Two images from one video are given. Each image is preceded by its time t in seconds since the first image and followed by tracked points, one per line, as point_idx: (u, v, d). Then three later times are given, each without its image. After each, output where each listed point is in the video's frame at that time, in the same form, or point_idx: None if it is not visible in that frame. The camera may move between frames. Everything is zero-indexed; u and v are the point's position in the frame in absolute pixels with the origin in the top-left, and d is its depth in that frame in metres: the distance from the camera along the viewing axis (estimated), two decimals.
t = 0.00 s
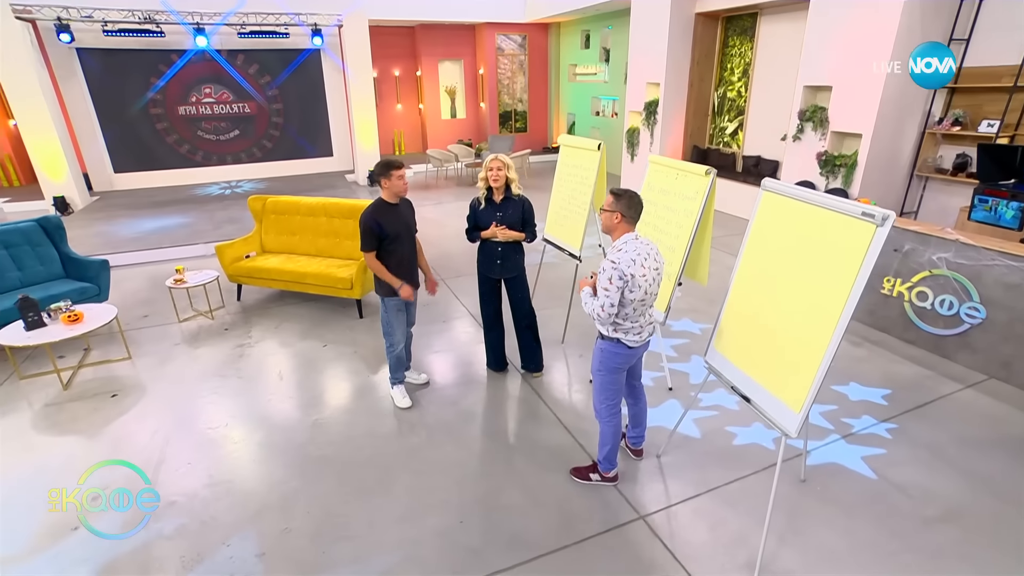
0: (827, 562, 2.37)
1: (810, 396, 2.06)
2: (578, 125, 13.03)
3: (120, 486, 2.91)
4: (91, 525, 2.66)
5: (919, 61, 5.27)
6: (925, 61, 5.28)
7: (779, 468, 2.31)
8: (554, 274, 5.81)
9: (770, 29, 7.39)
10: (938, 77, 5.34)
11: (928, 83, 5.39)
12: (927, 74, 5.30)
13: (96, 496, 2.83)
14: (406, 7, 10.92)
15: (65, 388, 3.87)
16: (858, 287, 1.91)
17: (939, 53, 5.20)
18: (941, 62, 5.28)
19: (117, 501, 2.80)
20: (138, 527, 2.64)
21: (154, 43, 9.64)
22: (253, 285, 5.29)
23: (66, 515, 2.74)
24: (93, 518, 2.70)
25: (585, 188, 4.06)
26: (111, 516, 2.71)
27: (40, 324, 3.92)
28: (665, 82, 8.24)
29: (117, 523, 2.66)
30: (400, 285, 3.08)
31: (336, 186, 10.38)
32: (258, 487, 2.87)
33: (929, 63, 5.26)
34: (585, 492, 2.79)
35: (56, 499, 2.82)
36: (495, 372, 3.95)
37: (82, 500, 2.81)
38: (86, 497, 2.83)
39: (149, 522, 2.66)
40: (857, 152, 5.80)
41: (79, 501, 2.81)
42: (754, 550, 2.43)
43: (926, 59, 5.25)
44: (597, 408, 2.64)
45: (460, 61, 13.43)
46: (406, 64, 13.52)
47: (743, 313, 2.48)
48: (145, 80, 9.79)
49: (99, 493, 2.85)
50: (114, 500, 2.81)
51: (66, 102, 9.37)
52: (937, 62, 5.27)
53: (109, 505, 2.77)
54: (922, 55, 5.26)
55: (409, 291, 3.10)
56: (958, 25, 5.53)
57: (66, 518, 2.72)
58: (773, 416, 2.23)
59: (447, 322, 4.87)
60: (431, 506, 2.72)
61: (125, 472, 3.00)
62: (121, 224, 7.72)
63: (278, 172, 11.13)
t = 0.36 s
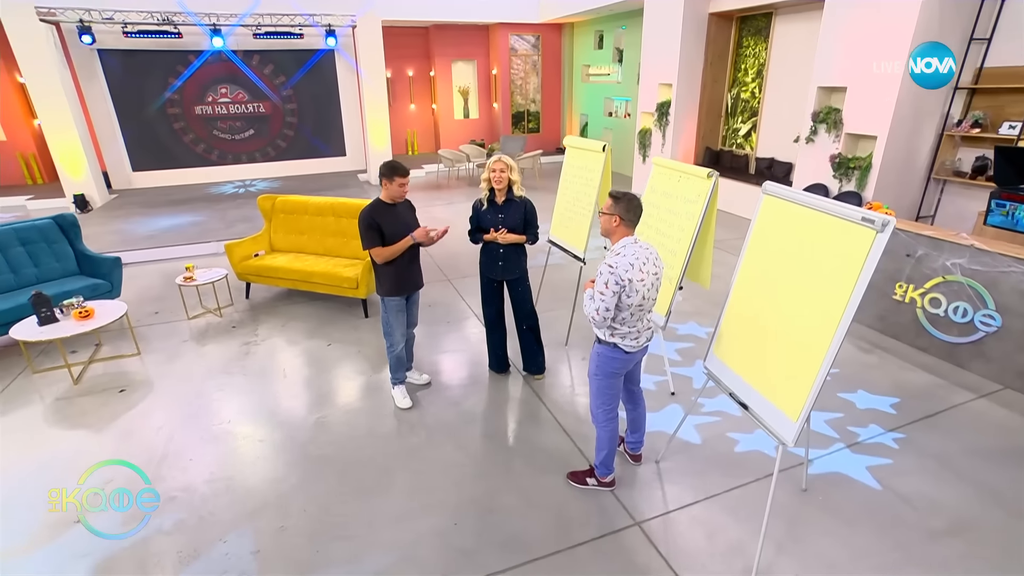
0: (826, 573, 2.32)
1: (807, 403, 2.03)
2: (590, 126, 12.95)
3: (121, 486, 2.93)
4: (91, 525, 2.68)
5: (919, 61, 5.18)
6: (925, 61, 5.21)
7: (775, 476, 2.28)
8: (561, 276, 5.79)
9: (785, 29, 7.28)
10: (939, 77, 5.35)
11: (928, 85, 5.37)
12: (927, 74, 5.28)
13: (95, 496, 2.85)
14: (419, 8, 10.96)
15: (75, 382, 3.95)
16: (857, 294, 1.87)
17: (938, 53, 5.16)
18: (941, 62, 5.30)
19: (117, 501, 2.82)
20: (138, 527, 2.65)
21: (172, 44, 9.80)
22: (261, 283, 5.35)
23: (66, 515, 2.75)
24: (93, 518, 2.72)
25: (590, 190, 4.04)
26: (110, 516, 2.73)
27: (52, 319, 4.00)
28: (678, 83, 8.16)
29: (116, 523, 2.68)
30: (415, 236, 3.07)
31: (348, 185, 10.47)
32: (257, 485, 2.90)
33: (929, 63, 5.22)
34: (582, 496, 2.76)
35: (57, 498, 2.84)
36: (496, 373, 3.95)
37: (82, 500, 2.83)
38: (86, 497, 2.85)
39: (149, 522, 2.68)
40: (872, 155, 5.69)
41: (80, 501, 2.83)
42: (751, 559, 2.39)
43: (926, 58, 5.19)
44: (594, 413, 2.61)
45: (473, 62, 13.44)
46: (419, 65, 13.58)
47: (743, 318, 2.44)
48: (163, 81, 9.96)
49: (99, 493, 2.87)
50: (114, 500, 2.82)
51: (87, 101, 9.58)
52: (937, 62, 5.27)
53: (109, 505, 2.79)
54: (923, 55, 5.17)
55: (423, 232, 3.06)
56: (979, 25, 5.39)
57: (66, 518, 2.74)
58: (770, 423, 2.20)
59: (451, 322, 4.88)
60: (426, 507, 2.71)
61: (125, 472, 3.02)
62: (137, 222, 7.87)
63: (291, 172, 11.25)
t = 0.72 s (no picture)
0: None
1: (803, 412, 1.99)
2: (603, 126, 12.88)
3: (121, 486, 2.93)
4: (91, 525, 2.69)
5: (918, 61, 5.04)
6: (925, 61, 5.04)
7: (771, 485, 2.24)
8: (567, 277, 5.76)
9: (799, 29, 7.16)
10: (939, 79, 5.08)
11: (928, 85, 5.11)
12: (927, 75, 5.06)
13: (95, 496, 2.85)
14: (433, 9, 11.01)
15: (86, 376, 4.03)
16: (855, 301, 1.82)
17: (939, 52, 4.93)
18: (941, 62, 5.03)
19: (117, 500, 2.83)
20: (138, 526, 2.66)
21: (190, 45, 9.97)
22: (270, 281, 5.41)
23: (66, 516, 2.76)
24: (93, 517, 2.73)
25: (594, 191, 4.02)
26: (111, 516, 2.74)
27: (65, 315, 4.09)
28: (690, 84, 8.07)
29: (117, 524, 2.69)
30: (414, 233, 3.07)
31: (360, 185, 10.56)
32: (255, 482, 2.93)
33: (929, 63, 5.02)
34: (576, 500, 2.74)
35: (56, 498, 2.85)
36: (497, 374, 3.95)
37: (82, 500, 2.83)
38: (86, 497, 2.85)
39: (150, 522, 2.69)
40: (886, 157, 5.58)
41: (80, 501, 2.84)
42: (746, 569, 2.35)
43: (925, 59, 5.01)
44: (590, 416, 2.59)
45: (487, 62, 13.45)
46: (433, 65, 13.64)
47: (741, 324, 2.40)
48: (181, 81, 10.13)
49: (99, 493, 2.88)
50: (114, 500, 2.83)
51: (107, 101, 9.78)
52: (937, 62, 5.00)
53: (109, 505, 2.80)
54: (922, 55, 5.01)
55: (422, 230, 3.07)
56: (1000, 25, 5.26)
57: (66, 518, 2.74)
58: (767, 432, 2.16)
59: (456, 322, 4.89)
60: (420, 507, 2.72)
61: (125, 472, 3.03)
62: (153, 220, 8.02)
63: (305, 171, 11.37)
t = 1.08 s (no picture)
0: None
1: (798, 420, 1.95)
2: (616, 127, 12.80)
3: (121, 486, 2.94)
4: (91, 525, 2.70)
5: (919, 61, 5.02)
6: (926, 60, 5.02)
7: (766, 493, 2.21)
8: (574, 279, 5.74)
9: (815, 29, 7.04)
10: (939, 79, 4.95)
11: (927, 86, 5.04)
12: (927, 75, 4.99)
13: (96, 496, 2.86)
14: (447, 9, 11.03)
15: (97, 370, 4.11)
16: (851, 307, 1.79)
17: (939, 52, 4.87)
18: (941, 62, 4.89)
19: (117, 500, 2.84)
20: (138, 526, 2.67)
21: (208, 46, 10.13)
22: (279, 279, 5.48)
23: (66, 515, 2.77)
24: (93, 517, 2.74)
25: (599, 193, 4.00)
26: (111, 516, 2.75)
27: (78, 310, 4.17)
28: (703, 85, 7.98)
29: (117, 523, 2.69)
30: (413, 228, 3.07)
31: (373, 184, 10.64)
32: (255, 478, 2.96)
33: (928, 63, 4.97)
34: (572, 504, 2.73)
35: (56, 499, 2.86)
36: (500, 375, 3.94)
37: (82, 500, 2.85)
38: (86, 497, 2.86)
39: (150, 521, 2.70)
40: (902, 160, 5.47)
41: (80, 501, 2.85)
42: None
43: (925, 59, 4.96)
44: (583, 418, 2.58)
45: (500, 62, 13.46)
46: (447, 65, 13.68)
47: (739, 329, 2.36)
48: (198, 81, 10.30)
49: (99, 493, 2.89)
50: (114, 500, 2.84)
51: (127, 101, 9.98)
52: (937, 62, 4.91)
53: (109, 505, 2.81)
54: (922, 54, 4.99)
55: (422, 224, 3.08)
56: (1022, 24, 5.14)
57: (67, 518, 2.75)
58: (762, 439, 2.12)
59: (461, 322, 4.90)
60: (415, 507, 2.73)
61: (125, 472, 3.04)
62: (169, 217, 8.17)
63: (319, 170, 11.49)
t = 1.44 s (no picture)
0: None
1: (792, 426, 1.93)
2: (629, 128, 12.72)
3: (120, 486, 2.94)
4: (91, 525, 2.70)
5: (920, 61, 5.15)
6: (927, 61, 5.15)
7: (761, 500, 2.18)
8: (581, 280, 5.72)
9: (832, 29, 6.92)
10: (939, 79, 5.01)
11: (928, 85, 5.11)
12: (927, 75, 5.08)
13: (95, 497, 2.87)
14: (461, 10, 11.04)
15: (109, 364, 4.21)
16: (846, 314, 1.76)
17: (939, 52, 4.96)
18: (942, 62, 4.94)
19: (117, 500, 2.84)
20: (139, 526, 2.67)
21: (226, 47, 10.30)
22: (288, 277, 5.55)
23: (66, 516, 2.77)
24: (93, 518, 2.74)
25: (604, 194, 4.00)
26: (111, 516, 2.75)
27: (91, 305, 4.27)
28: (716, 86, 7.89)
29: (117, 523, 2.70)
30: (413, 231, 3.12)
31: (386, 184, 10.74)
32: (256, 474, 3.00)
33: (929, 63, 5.08)
34: (568, 506, 2.72)
35: (57, 498, 2.87)
36: (502, 376, 3.94)
37: (82, 500, 2.85)
38: (86, 497, 2.87)
39: (150, 521, 2.70)
40: (918, 162, 5.36)
41: (80, 501, 2.85)
42: None
43: (926, 58, 5.08)
44: (580, 420, 2.57)
45: (514, 62, 13.47)
46: (461, 65, 13.72)
47: (737, 333, 2.34)
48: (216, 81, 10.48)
49: (99, 493, 2.89)
50: (114, 500, 2.84)
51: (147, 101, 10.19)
52: (937, 62, 4.99)
53: (109, 505, 2.81)
54: (922, 55, 5.12)
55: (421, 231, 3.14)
56: None
57: (67, 518, 2.76)
58: (757, 445, 2.10)
59: (465, 322, 4.91)
60: (411, 505, 2.75)
61: (125, 472, 3.04)
62: (185, 215, 8.32)
63: (333, 169, 11.60)
